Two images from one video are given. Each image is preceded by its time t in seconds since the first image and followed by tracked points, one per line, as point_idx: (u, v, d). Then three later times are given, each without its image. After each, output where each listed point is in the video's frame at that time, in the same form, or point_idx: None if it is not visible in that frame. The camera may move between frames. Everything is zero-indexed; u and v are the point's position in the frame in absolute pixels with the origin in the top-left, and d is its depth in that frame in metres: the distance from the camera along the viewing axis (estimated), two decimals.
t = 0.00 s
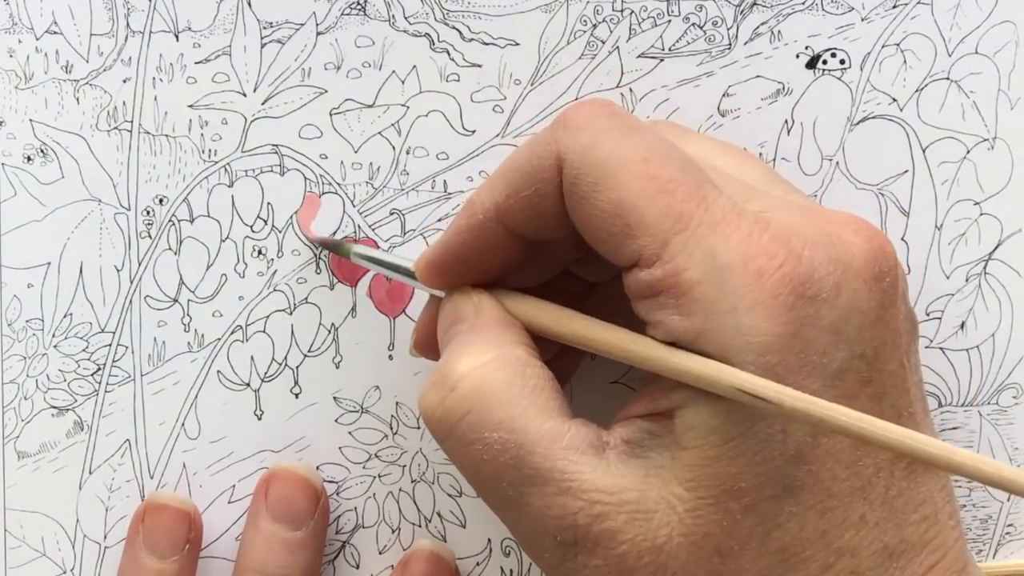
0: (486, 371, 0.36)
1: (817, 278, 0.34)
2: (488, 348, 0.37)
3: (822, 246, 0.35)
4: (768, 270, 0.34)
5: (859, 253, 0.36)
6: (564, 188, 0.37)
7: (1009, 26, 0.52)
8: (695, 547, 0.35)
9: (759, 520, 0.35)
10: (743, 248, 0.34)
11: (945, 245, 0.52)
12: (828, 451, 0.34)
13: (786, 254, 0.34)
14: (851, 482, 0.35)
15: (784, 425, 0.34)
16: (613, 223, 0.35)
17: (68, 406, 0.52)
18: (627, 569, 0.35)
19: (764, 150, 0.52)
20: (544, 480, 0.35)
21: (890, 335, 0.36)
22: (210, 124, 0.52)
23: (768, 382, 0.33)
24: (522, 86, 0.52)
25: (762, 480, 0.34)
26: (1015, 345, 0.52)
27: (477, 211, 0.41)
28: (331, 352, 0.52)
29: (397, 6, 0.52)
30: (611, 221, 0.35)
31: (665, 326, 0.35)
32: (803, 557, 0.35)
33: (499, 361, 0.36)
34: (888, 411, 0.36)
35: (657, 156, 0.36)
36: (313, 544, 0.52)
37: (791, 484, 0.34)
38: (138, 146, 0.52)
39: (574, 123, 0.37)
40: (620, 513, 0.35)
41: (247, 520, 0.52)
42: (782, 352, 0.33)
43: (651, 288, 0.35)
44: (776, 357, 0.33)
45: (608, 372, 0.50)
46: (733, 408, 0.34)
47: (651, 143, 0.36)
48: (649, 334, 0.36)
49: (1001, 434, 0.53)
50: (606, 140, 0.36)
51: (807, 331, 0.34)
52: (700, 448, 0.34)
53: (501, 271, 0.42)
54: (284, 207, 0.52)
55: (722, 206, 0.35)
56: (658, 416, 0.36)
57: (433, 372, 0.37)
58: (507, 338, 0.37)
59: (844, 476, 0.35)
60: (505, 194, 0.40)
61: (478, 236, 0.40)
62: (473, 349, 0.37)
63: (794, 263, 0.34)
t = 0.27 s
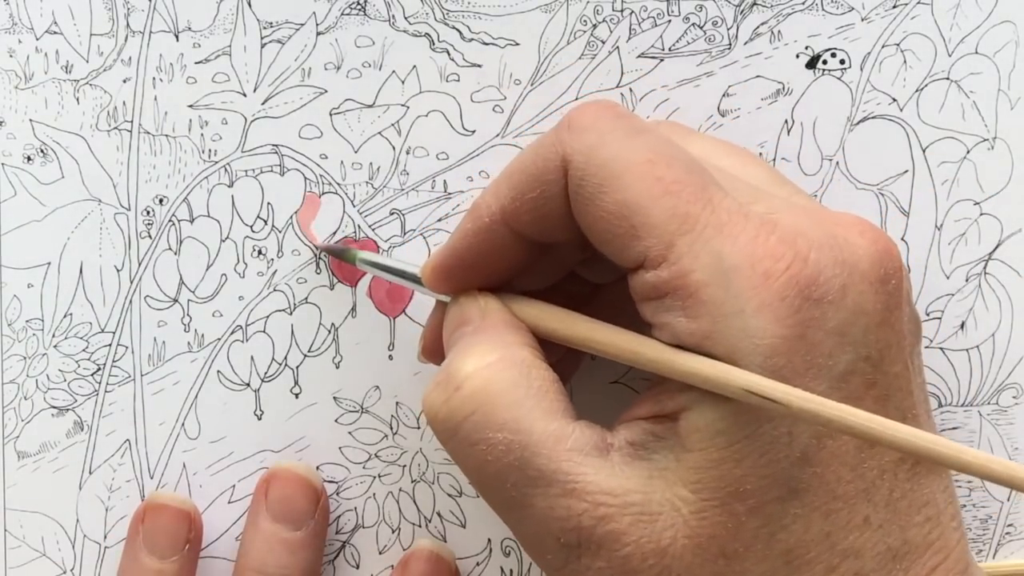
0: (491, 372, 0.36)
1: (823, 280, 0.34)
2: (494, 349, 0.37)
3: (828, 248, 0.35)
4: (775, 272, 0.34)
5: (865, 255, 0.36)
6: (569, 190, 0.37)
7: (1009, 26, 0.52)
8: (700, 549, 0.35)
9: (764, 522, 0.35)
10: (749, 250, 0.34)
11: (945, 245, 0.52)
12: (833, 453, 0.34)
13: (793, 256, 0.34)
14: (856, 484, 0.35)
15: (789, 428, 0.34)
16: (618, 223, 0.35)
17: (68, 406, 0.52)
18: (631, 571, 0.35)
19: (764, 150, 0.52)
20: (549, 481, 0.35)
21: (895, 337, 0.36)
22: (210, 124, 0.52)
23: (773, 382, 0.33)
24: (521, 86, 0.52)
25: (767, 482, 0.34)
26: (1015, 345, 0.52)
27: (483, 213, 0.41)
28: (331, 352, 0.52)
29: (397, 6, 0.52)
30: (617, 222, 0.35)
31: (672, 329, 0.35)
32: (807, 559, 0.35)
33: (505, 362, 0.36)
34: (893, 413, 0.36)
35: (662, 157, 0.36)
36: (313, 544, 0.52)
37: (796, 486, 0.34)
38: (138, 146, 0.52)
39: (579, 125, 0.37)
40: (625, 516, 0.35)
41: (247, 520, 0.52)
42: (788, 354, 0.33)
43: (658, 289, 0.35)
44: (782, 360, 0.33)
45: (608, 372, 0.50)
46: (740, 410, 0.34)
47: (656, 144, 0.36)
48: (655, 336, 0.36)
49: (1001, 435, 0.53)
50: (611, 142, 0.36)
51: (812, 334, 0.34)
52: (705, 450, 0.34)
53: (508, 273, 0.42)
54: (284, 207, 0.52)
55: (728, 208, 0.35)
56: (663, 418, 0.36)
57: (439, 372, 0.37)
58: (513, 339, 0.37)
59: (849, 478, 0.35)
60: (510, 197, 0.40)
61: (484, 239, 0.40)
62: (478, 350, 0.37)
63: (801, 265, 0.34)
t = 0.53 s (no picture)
0: (492, 372, 0.36)
1: (824, 281, 0.34)
2: (495, 349, 0.37)
3: (829, 249, 0.35)
4: (777, 273, 0.34)
5: (866, 256, 0.36)
6: (570, 190, 0.37)
7: (1009, 26, 0.52)
8: (701, 550, 0.35)
9: (764, 522, 0.35)
10: (751, 251, 0.34)
11: (945, 245, 0.52)
12: (834, 454, 0.35)
13: (794, 256, 0.34)
14: (857, 485, 0.35)
15: (790, 429, 0.34)
16: (619, 225, 0.35)
17: (68, 407, 0.52)
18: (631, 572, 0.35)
19: (764, 150, 0.52)
20: (549, 482, 0.35)
21: (896, 337, 0.36)
22: (210, 124, 0.52)
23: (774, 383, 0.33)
24: (521, 86, 0.52)
25: (768, 483, 0.34)
26: (1015, 345, 0.52)
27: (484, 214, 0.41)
28: (331, 352, 0.52)
29: (397, 6, 0.52)
30: (618, 223, 0.35)
31: (673, 330, 0.35)
32: (808, 560, 0.35)
33: (506, 362, 0.36)
34: (894, 414, 0.36)
35: (663, 158, 0.36)
36: (313, 544, 0.52)
37: (796, 487, 0.34)
38: (138, 146, 0.52)
39: (580, 126, 0.37)
40: (625, 516, 0.35)
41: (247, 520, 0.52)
42: (789, 356, 0.33)
43: (659, 290, 0.35)
44: (784, 361, 0.33)
45: (608, 372, 0.50)
46: (741, 411, 0.34)
47: (657, 145, 0.36)
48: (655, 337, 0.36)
49: (1001, 434, 0.53)
50: (612, 143, 0.36)
51: (814, 335, 0.34)
52: (706, 450, 0.34)
53: (509, 274, 0.42)
54: (284, 207, 0.52)
55: (729, 208, 0.35)
56: (663, 419, 0.36)
57: (440, 372, 0.37)
58: (515, 339, 0.37)
59: (850, 479, 0.35)
60: (511, 198, 0.40)
61: (485, 240, 0.41)
62: (480, 349, 0.37)
63: (802, 265, 0.34)
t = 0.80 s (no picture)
0: (492, 369, 0.36)
1: (825, 283, 0.34)
2: (496, 347, 0.37)
3: (830, 251, 0.35)
4: (778, 274, 0.34)
5: (868, 257, 0.36)
6: (573, 189, 0.37)
7: (1009, 26, 0.52)
8: (700, 550, 0.35)
9: (764, 523, 0.35)
10: (753, 251, 0.34)
11: (945, 245, 0.52)
12: (834, 455, 0.35)
13: (796, 258, 0.34)
14: (857, 486, 0.35)
15: (790, 430, 0.34)
16: (621, 225, 0.35)
17: (68, 406, 0.52)
18: (631, 571, 0.35)
19: (764, 150, 0.52)
20: (548, 480, 0.35)
21: (897, 338, 0.36)
22: (210, 124, 0.52)
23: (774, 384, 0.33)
24: (522, 86, 0.52)
25: (768, 484, 0.34)
26: (1015, 345, 0.52)
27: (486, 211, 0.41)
28: (331, 352, 0.52)
29: (397, 6, 0.52)
30: (621, 223, 0.35)
31: (674, 330, 0.35)
32: (808, 560, 0.35)
33: (506, 359, 0.36)
34: (895, 415, 0.36)
35: (666, 157, 0.36)
36: (312, 544, 0.52)
37: (797, 487, 0.34)
38: (138, 146, 0.52)
39: (583, 124, 0.37)
40: (625, 515, 0.35)
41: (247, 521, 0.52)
42: (790, 356, 0.33)
43: (659, 290, 0.35)
44: (784, 361, 0.33)
45: (608, 372, 0.50)
46: (741, 412, 0.34)
47: (660, 144, 0.36)
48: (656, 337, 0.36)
49: (1001, 434, 0.53)
50: (616, 141, 0.36)
51: (815, 336, 0.34)
52: (706, 451, 0.34)
53: (511, 271, 0.42)
54: (284, 207, 0.52)
55: (731, 208, 0.35)
56: (663, 419, 0.36)
57: (441, 369, 0.37)
58: (516, 337, 0.37)
59: (849, 481, 0.35)
60: (513, 195, 0.40)
61: (487, 237, 0.41)
62: (481, 347, 0.37)
63: (803, 267, 0.34)
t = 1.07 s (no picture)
0: (499, 357, 0.36)
1: (833, 280, 0.34)
2: (504, 335, 0.37)
3: (838, 249, 0.35)
4: (785, 271, 0.34)
5: (875, 257, 0.36)
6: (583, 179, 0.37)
7: (1009, 26, 0.52)
8: (702, 548, 0.35)
9: (765, 521, 0.35)
10: (760, 248, 0.34)
11: (945, 245, 0.52)
12: (836, 454, 0.34)
13: (804, 255, 0.34)
14: (859, 485, 0.35)
15: (794, 427, 0.34)
16: (631, 217, 0.35)
17: (68, 407, 0.52)
18: (633, 561, 0.36)
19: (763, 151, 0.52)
20: (552, 470, 0.35)
21: (902, 339, 0.36)
22: (210, 124, 0.52)
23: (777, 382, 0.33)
24: (521, 86, 0.52)
25: (771, 481, 0.34)
26: (1015, 345, 0.52)
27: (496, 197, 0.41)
28: (331, 352, 0.52)
29: (397, 6, 0.52)
30: (630, 214, 0.35)
31: (679, 323, 0.35)
32: (808, 560, 0.35)
33: (514, 347, 0.36)
34: (899, 415, 0.36)
35: (678, 151, 0.36)
36: (312, 545, 0.52)
37: (799, 486, 0.34)
38: (138, 146, 0.52)
39: (595, 115, 0.37)
40: (628, 506, 0.35)
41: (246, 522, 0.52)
42: (794, 354, 0.33)
43: (666, 283, 0.35)
44: (788, 359, 0.33)
45: (608, 372, 0.50)
46: (745, 408, 0.34)
47: (671, 137, 0.36)
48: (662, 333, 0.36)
49: (1001, 434, 0.53)
50: (628, 132, 0.36)
51: (820, 333, 0.34)
52: (710, 447, 0.34)
53: (518, 258, 0.42)
54: (284, 207, 0.52)
55: (740, 203, 0.35)
56: (667, 412, 0.36)
57: (448, 356, 0.37)
58: (524, 326, 0.37)
59: (852, 479, 0.35)
60: (524, 182, 0.39)
61: (496, 223, 0.40)
62: (489, 335, 0.37)
63: (810, 264, 0.34)
